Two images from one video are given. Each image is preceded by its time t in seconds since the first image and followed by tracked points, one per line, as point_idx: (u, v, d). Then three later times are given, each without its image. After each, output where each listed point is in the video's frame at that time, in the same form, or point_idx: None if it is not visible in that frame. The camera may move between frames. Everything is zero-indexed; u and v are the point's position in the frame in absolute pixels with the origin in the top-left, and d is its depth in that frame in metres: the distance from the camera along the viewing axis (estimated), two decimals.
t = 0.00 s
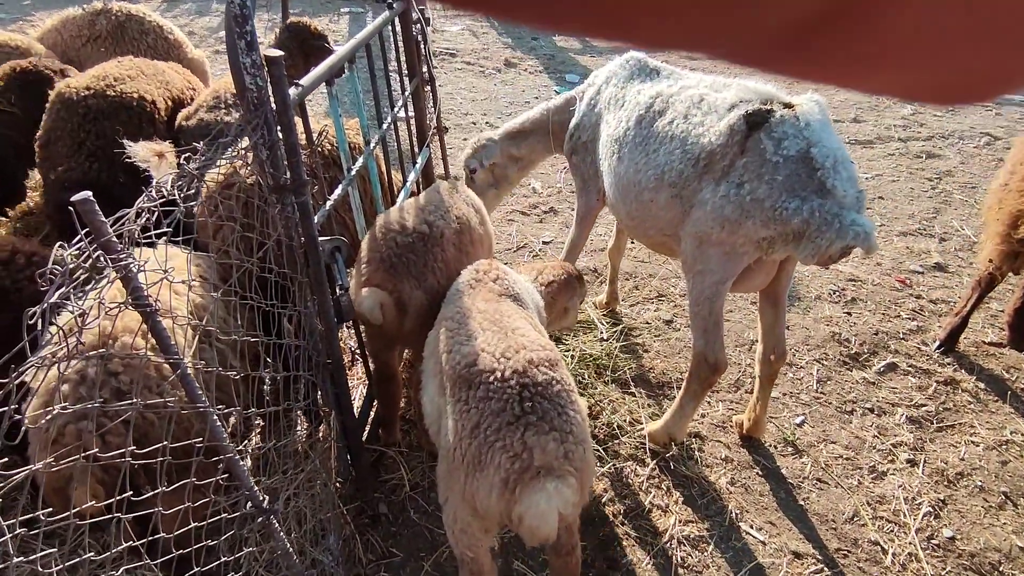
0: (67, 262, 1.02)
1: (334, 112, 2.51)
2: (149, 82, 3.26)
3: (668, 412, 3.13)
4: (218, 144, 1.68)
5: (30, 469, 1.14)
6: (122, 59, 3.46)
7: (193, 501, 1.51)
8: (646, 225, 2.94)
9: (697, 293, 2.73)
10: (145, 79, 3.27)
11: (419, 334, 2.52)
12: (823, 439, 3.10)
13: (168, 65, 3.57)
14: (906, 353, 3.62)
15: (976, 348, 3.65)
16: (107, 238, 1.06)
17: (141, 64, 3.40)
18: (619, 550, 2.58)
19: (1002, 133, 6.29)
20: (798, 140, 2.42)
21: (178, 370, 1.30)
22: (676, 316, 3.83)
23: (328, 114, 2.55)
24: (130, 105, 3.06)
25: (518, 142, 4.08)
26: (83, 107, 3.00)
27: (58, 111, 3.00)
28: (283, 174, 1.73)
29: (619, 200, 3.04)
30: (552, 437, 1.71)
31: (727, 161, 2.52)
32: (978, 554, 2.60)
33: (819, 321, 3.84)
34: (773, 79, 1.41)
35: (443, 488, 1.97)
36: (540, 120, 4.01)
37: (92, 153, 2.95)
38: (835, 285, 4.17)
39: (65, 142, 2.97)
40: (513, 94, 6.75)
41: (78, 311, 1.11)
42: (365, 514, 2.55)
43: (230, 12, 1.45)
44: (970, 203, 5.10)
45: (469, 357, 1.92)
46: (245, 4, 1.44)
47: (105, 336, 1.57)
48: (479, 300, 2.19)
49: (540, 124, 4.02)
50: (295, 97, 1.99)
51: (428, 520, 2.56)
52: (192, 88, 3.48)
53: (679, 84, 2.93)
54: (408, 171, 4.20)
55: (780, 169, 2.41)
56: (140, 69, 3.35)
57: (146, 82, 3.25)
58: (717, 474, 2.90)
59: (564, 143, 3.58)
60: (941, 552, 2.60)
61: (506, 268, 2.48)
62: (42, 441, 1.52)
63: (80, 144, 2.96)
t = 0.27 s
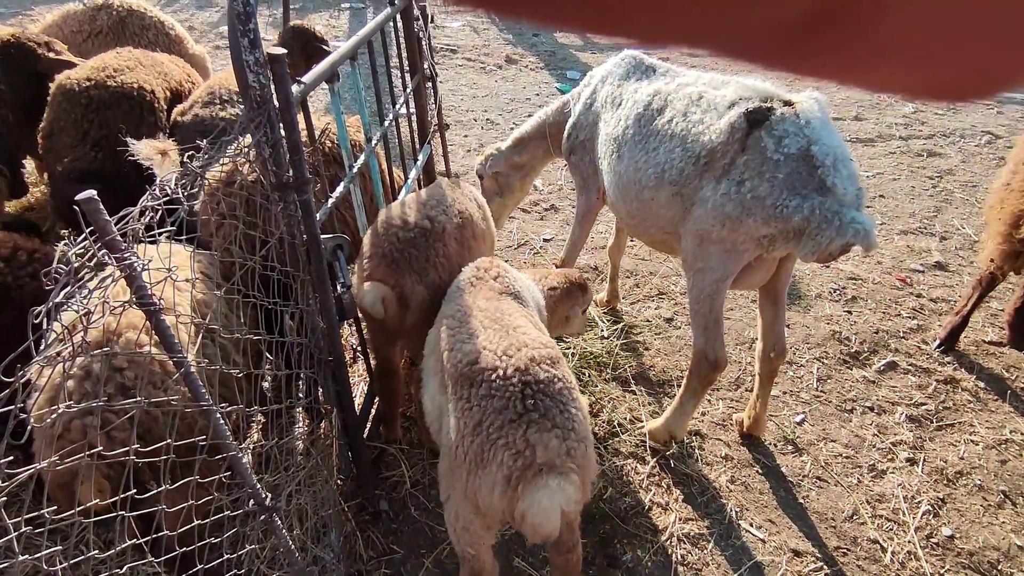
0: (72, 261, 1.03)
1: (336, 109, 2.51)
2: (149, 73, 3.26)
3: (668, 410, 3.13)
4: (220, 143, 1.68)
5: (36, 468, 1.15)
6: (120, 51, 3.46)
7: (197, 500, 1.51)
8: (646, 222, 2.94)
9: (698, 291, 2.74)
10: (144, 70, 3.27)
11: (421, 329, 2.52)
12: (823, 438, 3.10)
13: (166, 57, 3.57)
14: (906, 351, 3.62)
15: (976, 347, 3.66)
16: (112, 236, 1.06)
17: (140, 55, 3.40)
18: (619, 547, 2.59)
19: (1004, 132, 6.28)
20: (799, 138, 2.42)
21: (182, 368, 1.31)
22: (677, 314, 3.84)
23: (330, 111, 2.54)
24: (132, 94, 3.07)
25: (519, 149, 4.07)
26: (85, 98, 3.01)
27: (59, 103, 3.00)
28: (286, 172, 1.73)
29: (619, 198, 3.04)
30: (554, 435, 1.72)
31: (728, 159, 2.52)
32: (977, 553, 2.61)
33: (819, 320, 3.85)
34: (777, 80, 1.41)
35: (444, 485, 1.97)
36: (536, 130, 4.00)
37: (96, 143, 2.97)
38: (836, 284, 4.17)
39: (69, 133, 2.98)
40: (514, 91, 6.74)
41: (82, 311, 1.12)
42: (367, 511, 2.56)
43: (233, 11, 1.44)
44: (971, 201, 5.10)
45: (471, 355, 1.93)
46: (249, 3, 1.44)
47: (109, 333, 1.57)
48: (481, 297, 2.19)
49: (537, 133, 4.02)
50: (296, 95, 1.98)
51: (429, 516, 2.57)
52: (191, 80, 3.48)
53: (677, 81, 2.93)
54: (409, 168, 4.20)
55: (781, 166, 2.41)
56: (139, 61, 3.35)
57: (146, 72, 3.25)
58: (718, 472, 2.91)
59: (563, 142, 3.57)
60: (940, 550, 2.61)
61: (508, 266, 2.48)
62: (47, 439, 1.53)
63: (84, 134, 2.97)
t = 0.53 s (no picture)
0: (70, 260, 1.02)
1: (335, 106, 2.50)
2: (136, 63, 3.26)
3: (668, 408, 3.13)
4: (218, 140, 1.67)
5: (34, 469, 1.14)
6: (108, 43, 3.45)
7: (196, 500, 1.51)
8: (643, 221, 2.94)
9: (696, 289, 2.73)
10: (132, 60, 3.26)
11: (421, 327, 2.52)
12: (822, 436, 3.10)
13: (156, 49, 3.56)
14: (905, 350, 3.62)
15: (975, 346, 3.66)
16: (110, 235, 1.05)
17: (129, 47, 3.39)
18: (618, 546, 2.59)
19: (1003, 130, 6.28)
20: (795, 135, 2.42)
21: (181, 367, 1.30)
22: (676, 312, 3.83)
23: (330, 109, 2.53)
24: (119, 85, 3.05)
25: (518, 143, 4.08)
26: (74, 89, 2.99)
27: (50, 95, 3.00)
28: (285, 170, 1.72)
29: (615, 197, 3.03)
30: (552, 433, 1.71)
31: (724, 157, 2.51)
32: (976, 552, 2.61)
33: (819, 318, 3.85)
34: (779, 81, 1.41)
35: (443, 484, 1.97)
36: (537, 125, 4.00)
37: (87, 135, 2.96)
38: (836, 282, 4.17)
39: (60, 126, 2.98)
40: (514, 88, 6.73)
41: (80, 310, 1.11)
42: (366, 509, 2.55)
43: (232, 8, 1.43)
44: (970, 200, 5.10)
45: (470, 353, 1.92)
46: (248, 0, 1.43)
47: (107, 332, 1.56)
48: (480, 295, 2.19)
49: (537, 128, 4.01)
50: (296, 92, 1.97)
51: (429, 515, 2.57)
52: (181, 72, 3.48)
53: (673, 79, 2.91)
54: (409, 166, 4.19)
55: (777, 163, 2.41)
56: (127, 52, 3.34)
57: (133, 62, 3.25)
58: (717, 471, 2.91)
59: (560, 139, 3.56)
60: (938, 549, 2.62)
61: (508, 264, 2.48)
62: (44, 438, 1.52)
63: (75, 126, 2.96)
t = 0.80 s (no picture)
0: (61, 256, 1.01)
1: (332, 102, 2.48)
2: (127, 52, 3.24)
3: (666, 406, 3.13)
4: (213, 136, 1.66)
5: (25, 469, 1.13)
6: (101, 34, 3.44)
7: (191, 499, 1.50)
8: (637, 218, 2.93)
9: (690, 286, 2.72)
10: (123, 50, 3.25)
11: (418, 324, 2.51)
12: (820, 435, 3.10)
13: (152, 42, 3.54)
14: (903, 348, 3.62)
15: (972, 344, 3.66)
16: (103, 231, 1.04)
17: (124, 38, 3.37)
18: (616, 544, 2.58)
19: (1000, 129, 6.29)
20: (786, 130, 2.41)
21: (175, 363, 1.29)
22: (675, 310, 3.83)
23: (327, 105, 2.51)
24: (108, 74, 3.03)
25: (523, 130, 4.09)
26: (63, 81, 2.99)
27: (41, 86, 3.01)
28: (281, 167, 1.71)
29: (609, 194, 3.02)
30: (550, 431, 1.70)
31: (716, 153, 2.50)
32: (974, 549, 2.61)
33: (817, 316, 3.84)
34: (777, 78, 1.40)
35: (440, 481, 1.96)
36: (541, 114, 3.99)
37: (77, 125, 2.98)
38: (833, 280, 4.17)
39: (51, 117, 2.99)
40: (512, 86, 6.72)
41: (71, 305, 1.10)
42: (363, 508, 2.54)
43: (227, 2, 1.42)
44: (968, 198, 5.11)
45: (468, 350, 1.91)
46: None
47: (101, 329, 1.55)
48: (479, 292, 2.18)
49: (541, 119, 4.01)
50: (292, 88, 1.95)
51: (426, 514, 2.56)
52: (179, 65, 3.46)
53: (667, 76, 2.91)
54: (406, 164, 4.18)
55: (768, 159, 2.40)
56: (120, 42, 3.32)
57: (125, 51, 3.23)
58: (715, 469, 2.90)
59: (558, 135, 3.55)
60: (936, 547, 2.61)
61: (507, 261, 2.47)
62: (37, 436, 1.51)
63: (65, 117, 2.98)
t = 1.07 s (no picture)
0: (49, 255, 1.00)
1: (326, 102, 2.47)
2: (124, 51, 3.23)
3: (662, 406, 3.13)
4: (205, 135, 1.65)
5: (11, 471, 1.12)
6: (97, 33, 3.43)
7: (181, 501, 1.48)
8: (626, 215, 2.94)
9: (678, 283, 2.72)
10: (120, 48, 3.23)
11: (414, 324, 2.50)
12: (817, 435, 3.10)
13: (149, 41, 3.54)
14: (899, 348, 3.62)
15: (968, 344, 3.66)
16: (91, 230, 1.04)
17: (120, 37, 3.36)
18: (613, 545, 2.57)
19: (995, 129, 6.30)
20: (767, 126, 2.40)
21: (165, 364, 1.28)
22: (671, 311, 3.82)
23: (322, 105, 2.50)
24: (103, 72, 3.03)
25: (530, 120, 4.10)
26: (58, 78, 2.97)
27: (35, 83, 2.98)
28: (274, 166, 1.70)
29: (599, 191, 3.04)
30: (546, 431, 1.70)
31: (698, 149, 2.50)
32: (970, 549, 2.61)
33: (814, 317, 3.84)
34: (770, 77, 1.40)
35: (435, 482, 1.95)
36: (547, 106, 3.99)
37: (71, 122, 2.95)
38: (830, 280, 4.18)
39: (44, 115, 2.97)
40: (508, 88, 6.72)
41: (59, 305, 1.09)
42: (358, 510, 2.53)
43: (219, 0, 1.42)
44: (963, 198, 5.12)
45: (463, 350, 1.90)
46: None
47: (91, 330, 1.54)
48: (475, 292, 2.18)
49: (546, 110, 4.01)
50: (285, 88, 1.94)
51: (422, 515, 2.54)
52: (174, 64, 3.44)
53: (658, 74, 2.92)
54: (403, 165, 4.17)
55: (748, 154, 2.39)
56: (116, 41, 3.31)
57: (120, 50, 3.22)
58: (712, 470, 2.89)
59: (557, 131, 3.55)
60: (933, 547, 2.61)
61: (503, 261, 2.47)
62: (27, 437, 1.50)
63: (59, 114, 2.95)
